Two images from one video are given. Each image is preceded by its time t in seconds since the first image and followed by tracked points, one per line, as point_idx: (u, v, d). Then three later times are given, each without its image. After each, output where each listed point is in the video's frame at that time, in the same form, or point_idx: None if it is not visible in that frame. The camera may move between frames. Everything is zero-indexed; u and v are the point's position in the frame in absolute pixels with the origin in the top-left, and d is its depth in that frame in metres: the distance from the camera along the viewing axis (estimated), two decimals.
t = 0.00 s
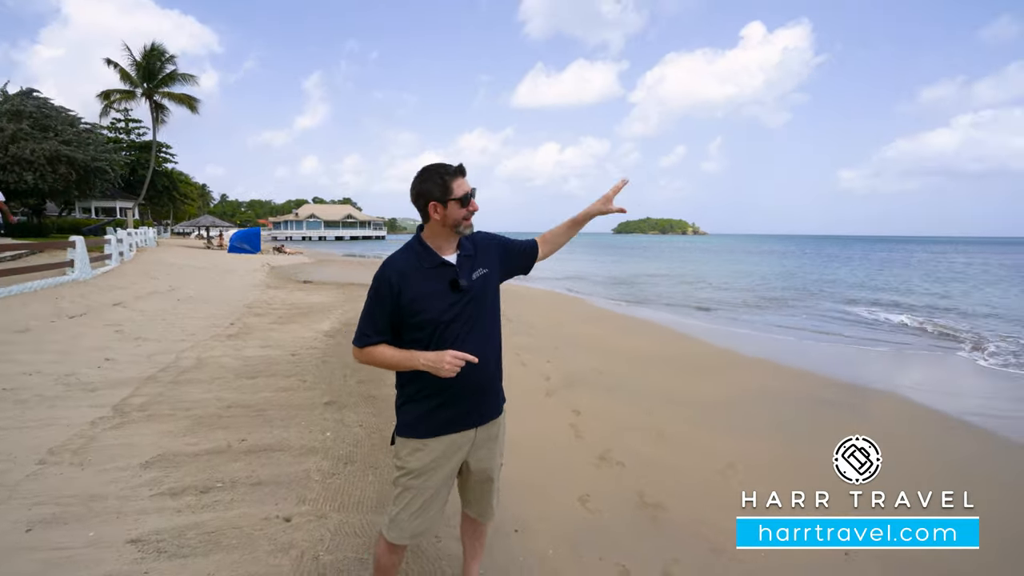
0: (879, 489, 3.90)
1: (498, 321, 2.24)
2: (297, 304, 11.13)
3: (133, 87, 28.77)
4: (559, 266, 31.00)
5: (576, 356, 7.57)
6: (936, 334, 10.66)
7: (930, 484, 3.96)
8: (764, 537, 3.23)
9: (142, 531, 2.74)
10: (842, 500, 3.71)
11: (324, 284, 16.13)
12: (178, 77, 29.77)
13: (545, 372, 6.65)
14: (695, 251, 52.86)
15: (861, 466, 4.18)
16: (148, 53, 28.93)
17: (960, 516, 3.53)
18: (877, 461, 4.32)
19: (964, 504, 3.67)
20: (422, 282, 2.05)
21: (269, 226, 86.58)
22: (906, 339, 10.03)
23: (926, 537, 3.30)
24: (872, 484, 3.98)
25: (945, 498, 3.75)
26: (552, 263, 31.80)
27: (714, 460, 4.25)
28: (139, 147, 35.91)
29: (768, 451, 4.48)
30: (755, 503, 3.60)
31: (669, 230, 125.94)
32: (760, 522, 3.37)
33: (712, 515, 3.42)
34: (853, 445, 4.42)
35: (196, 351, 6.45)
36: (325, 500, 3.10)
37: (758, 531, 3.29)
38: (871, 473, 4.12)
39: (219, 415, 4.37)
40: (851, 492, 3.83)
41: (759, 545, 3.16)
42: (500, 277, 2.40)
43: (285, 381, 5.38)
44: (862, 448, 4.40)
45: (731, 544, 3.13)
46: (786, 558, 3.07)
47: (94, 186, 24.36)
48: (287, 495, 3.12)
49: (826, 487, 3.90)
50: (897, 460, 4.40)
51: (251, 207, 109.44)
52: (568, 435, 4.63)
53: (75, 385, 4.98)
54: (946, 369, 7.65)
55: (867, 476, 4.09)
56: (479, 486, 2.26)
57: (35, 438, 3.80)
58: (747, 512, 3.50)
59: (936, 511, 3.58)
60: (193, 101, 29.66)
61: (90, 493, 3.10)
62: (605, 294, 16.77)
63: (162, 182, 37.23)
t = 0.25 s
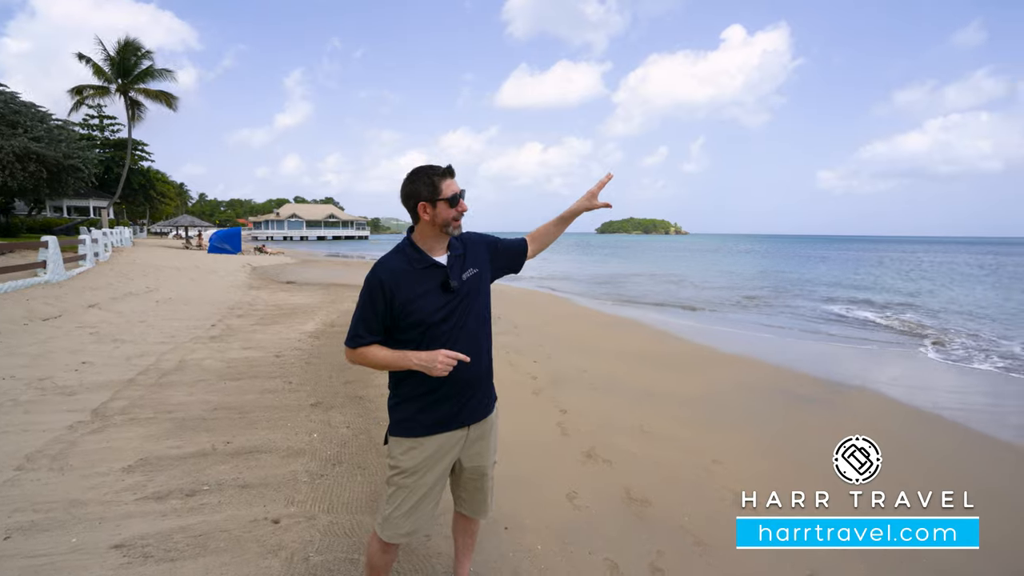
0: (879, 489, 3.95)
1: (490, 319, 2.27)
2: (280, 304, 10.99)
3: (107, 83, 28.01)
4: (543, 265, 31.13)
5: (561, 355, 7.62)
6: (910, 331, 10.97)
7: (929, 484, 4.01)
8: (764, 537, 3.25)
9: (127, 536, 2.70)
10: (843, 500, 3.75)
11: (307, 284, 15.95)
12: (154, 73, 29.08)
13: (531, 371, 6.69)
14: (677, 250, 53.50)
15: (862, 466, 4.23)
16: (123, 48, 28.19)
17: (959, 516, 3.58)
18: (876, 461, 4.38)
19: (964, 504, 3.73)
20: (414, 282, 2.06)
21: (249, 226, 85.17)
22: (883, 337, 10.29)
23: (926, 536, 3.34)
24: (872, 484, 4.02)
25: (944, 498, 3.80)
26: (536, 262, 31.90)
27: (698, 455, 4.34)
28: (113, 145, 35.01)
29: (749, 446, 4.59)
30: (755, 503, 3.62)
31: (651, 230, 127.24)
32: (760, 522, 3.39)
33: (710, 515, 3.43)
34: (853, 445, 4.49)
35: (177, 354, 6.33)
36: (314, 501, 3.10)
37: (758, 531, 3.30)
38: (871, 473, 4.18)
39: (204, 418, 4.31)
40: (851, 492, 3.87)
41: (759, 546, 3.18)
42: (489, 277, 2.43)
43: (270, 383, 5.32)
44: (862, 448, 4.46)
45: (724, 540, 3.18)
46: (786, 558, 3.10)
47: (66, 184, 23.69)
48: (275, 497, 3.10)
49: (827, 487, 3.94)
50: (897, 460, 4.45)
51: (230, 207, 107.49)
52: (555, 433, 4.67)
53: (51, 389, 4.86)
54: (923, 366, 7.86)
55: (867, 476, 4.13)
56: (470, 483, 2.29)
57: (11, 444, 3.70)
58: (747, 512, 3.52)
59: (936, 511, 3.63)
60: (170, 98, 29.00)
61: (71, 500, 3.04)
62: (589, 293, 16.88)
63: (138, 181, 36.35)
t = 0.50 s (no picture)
0: (879, 489, 3.98)
1: (482, 322, 2.30)
2: (265, 305, 10.88)
3: (82, 79, 27.36)
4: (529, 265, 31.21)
5: (550, 355, 7.67)
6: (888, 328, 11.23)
7: (929, 484, 4.04)
8: (764, 537, 3.27)
9: (116, 541, 2.67)
10: (843, 500, 3.78)
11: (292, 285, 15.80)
12: (132, 69, 28.48)
13: (520, 371, 6.73)
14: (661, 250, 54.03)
15: (862, 466, 4.26)
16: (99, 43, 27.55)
17: (959, 516, 3.61)
18: (876, 461, 4.41)
19: (964, 504, 3.76)
20: (406, 283, 2.09)
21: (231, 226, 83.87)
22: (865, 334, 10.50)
23: (926, 537, 3.38)
24: (872, 484, 4.05)
25: (944, 498, 3.83)
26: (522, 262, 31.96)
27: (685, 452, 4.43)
28: (90, 143, 34.22)
29: (734, 443, 4.68)
30: (755, 503, 3.65)
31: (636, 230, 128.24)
32: (759, 522, 3.41)
33: (706, 515, 3.46)
34: (853, 445, 4.52)
35: (161, 356, 6.25)
36: (305, 503, 3.09)
37: (758, 531, 3.33)
38: (871, 473, 4.21)
39: (190, 421, 4.27)
40: (851, 492, 3.90)
41: (759, 546, 3.20)
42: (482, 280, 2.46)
43: (257, 385, 5.27)
44: (863, 448, 4.50)
45: (719, 538, 3.21)
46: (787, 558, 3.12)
47: (41, 183, 23.11)
48: (266, 499, 3.09)
49: (827, 487, 3.96)
50: (897, 459, 4.49)
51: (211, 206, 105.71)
52: (544, 432, 4.72)
53: (32, 393, 4.76)
54: (904, 363, 8.03)
55: (867, 475, 4.16)
56: (463, 482, 2.32)
57: None
58: (747, 512, 3.54)
59: (936, 511, 3.66)
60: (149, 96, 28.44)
61: (56, 505, 3.00)
62: (576, 292, 16.98)
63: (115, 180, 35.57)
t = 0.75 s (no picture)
0: (879, 489, 3.99)
1: (477, 320, 2.31)
2: (250, 307, 10.76)
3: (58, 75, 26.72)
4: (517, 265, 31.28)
5: (538, 355, 7.70)
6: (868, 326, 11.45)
7: (929, 484, 4.06)
8: (764, 537, 3.27)
9: (104, 546, 2.64)
10: (843, 500, 3.78)
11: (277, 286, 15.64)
12: (109, 66, 27.88)
13: (509, 370, 6.77)
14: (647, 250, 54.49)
15: (860, 466, 4.28)
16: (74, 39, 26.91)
17: (959, 516, 3.62)
18: (876, 461, 4.43)
19: (963, 504, 3.77)
20: (402, 275, 2.12)
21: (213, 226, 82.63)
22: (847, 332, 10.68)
23: (926, 537, 3.38)
24: (872, 484, 4.07)
25: (945, 498, 3.85)
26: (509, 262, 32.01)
27: (672, 448, 4.51)
28: (66, 141, 33.44)
29: (720, 438, 4.77)
30: (755, 503, 3.66)
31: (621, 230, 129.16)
32: (759, 522, 3.41)
33: (700, 513, 3.49)
34: (853, 445, 4.54)
35: (145, 358, 6.16)
36: (297, 504, 3.09)
37: (758, 531, 3.33)
38: (870, 473, 4.23)
39: (177, 423, 4.23)
40: (851, 492, 3.90)
41: (759, 546, 3.21)
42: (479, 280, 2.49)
43: (244, 387, 5.22)
44: (862, 448, 4.52)
45: (715, 538, 3.21)
46: (787, 558, 3.12)
47: (15, 182, 22.55)
48: (257, 501, 3.08)
49: (827, 487, 3.97)
50: (896, 459, 4.50)
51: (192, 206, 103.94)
52: (533, 430, 4.77)
53: (11, 397, 4.67)
54: (887, 360, 8.18)
55: (867, 475, 4.18)
56: (456, 481, 2.34)
57: None
58: (747, 512, 3.55)
59: (936, 511, 3.67)
60: (127, 93, 27.84)
61: (41, 510, 2.95)
62: (564, 292, 17.06)
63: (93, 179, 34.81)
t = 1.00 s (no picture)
0: (879, 489, 4.01)
1: (472, 320, 2.29)
2: (234, 307, 10.62)
3: (31, 71, 26.02)
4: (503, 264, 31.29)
5: (526, 354, 7.75)
6: (849, 324, 11.68)
7: (930, 484, 4.08)
8: (764, 537, 3.28)
9: (90, 551, 2.59)
10: (843, 500, 3.80)
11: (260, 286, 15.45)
12: (85, 61, 27.22)
13: (497, 370, 6.78)
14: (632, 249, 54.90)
15: (862, 466, 4.30)
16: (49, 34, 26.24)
17: (959, 516, 3.64)
18: (876, 461, 4.46)
19: (964, 504, 3.79)
20: (394, 273, 2.13)
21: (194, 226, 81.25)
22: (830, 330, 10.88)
23: (926, 536, 3.40)
24: (873, 484, 4.09)
25: (945, 498, 3.87)
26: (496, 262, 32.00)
27: (659, 445, 4.56)
28: (40, 138, 32.59)
29: (707, 435, 4.84)
30: (755, 503, 3.67)
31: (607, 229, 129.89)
32: (759, 522, 3.42)
33: (692, 510, 3.52)
34: (854, 445, 4.57)
35: (127, 360, 6.04)
36: (287, 505, 3.07)
37: (757, 531, 3.34)
38: (871, 473, 4.25)
39: (162, 426, 4.17)
40: (851, 492, 3.92)
41: (759, 546, 3.22)
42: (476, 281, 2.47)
43: (230, 389, 5.16)
44: (863, 448, 4.55)
45: (710, 536, 3.23)
46: (787, 558, 3.13)
47: None
48: (247, 503, 3.06)
49: (827, 487, 3.99)
50: (897, 460, 4.52)
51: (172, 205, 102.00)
52: (522, 429, 4.79)
53: None
54: (870, 358, 8.34)
55: (867, 475, 4.20)
56: (447, 480, 2.35)
57: None
58: (747, 512, 3.56)
59: (937, 511, 3.70)
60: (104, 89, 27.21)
61: (23, 516, 2.89)
62: (551, 291, 17.13)
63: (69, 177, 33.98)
